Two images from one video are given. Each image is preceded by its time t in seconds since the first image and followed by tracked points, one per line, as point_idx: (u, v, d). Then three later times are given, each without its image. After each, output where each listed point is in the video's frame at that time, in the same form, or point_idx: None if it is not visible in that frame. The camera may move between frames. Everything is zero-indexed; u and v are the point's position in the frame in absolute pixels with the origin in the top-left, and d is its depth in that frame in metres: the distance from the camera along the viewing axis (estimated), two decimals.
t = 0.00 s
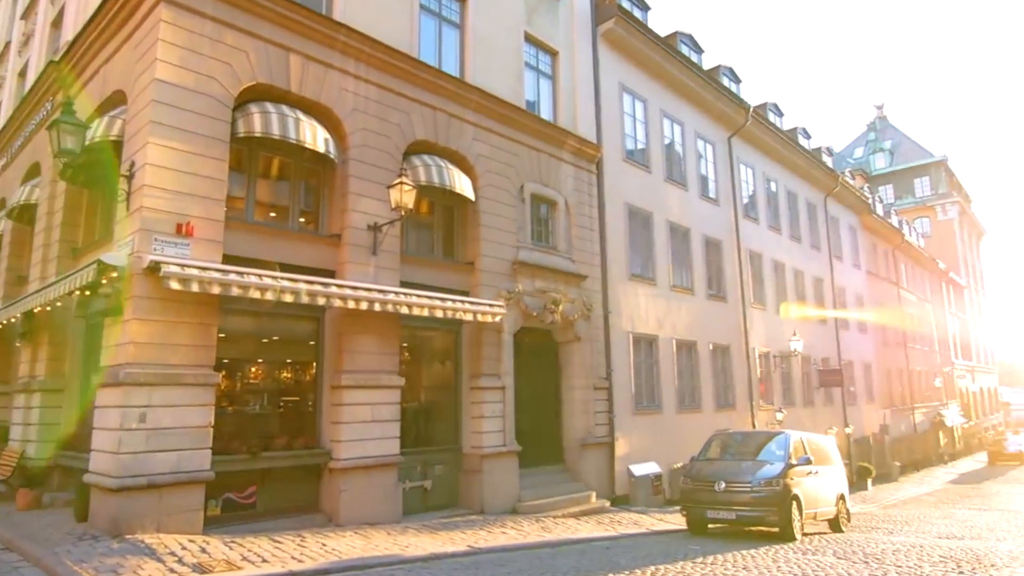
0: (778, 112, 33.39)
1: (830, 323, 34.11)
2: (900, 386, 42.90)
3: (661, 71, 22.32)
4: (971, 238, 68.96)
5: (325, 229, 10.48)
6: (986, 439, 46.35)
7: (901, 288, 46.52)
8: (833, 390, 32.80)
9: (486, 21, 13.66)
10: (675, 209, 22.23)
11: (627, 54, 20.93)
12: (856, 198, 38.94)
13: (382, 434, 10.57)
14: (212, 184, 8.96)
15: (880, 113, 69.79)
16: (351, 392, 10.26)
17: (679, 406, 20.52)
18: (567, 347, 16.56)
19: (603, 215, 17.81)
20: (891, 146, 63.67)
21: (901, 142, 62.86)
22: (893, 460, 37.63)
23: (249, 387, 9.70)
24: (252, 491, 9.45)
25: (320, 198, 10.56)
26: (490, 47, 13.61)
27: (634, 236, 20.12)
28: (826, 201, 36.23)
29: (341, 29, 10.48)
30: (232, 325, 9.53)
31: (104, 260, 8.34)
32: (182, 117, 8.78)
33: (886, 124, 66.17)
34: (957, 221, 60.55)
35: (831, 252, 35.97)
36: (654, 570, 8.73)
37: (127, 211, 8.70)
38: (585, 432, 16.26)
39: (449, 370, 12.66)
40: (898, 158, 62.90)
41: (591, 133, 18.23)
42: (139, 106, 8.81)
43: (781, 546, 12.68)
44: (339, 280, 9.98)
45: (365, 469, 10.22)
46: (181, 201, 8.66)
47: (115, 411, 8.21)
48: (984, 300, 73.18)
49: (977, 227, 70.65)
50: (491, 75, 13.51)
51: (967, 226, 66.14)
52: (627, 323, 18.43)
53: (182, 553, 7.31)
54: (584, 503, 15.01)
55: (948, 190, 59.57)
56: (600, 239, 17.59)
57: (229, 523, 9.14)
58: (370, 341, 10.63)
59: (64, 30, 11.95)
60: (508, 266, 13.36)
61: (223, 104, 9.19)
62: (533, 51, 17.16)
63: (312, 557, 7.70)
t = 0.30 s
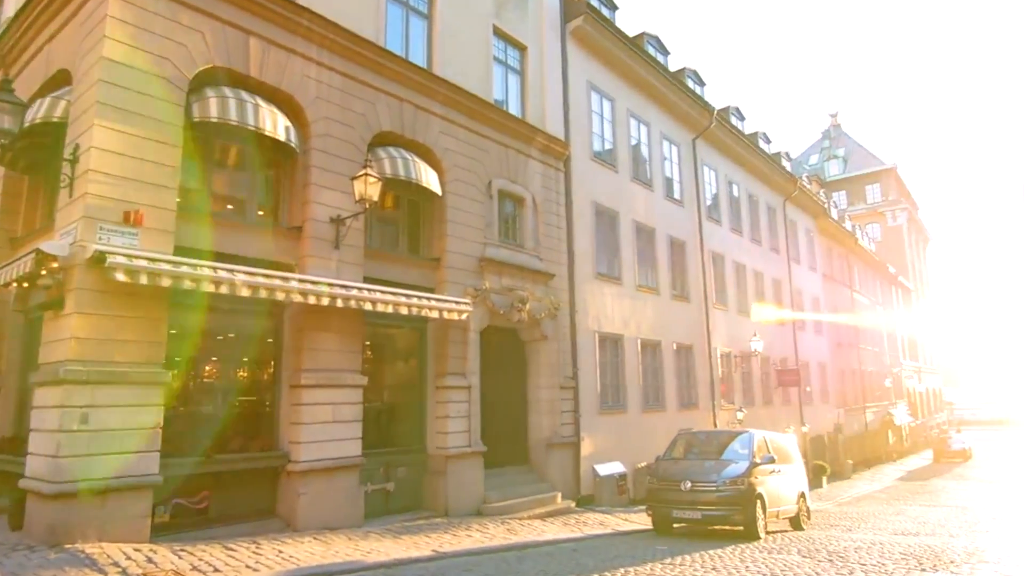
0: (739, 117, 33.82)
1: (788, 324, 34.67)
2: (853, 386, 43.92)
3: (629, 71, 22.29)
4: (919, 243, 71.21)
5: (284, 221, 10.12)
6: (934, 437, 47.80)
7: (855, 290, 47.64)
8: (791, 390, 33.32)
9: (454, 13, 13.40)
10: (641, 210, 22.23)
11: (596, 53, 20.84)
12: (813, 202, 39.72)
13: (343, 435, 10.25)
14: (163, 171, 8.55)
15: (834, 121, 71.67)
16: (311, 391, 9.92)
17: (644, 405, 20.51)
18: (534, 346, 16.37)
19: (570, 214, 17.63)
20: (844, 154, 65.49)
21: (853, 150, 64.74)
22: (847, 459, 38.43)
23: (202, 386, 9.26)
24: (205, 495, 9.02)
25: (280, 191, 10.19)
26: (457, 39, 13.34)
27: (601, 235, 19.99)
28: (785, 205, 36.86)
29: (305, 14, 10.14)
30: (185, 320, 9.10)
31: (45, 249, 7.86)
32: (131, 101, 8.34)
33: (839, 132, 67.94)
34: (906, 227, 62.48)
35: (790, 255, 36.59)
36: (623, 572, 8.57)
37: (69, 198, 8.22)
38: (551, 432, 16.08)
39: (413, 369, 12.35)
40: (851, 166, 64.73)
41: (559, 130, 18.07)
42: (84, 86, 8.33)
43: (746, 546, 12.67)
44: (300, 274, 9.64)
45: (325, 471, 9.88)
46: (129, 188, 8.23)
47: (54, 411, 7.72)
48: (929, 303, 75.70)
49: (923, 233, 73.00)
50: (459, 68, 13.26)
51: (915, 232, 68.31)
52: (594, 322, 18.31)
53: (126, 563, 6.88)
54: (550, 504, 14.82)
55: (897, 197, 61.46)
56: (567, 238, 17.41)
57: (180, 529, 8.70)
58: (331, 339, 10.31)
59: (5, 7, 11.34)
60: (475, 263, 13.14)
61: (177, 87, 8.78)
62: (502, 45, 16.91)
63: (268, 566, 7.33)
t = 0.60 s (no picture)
0: (702, 119, 34.07)
1: (746, 325, 35.06)
2: (808, 386, 44.76)
3: (596, 69, 22.17)
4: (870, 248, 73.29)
5: (240, 210, 9.70)
6: (883, 436, 48.99)
7: (809, 293, 48.55)
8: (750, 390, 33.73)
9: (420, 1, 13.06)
10: (607, 208, 22.11)
11: (564, 49, 20.65)
12: (771, 205, 40.31)
13: (301, 435, 9.86)
14: (107, 152, 8.06)
15: (789, 128, 73.24)
16: (267, 389, 9.54)
17: (607, 404, 20.38)
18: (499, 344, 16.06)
19: (537, 210, 17.36)
20: (798, 161, 67.21)
21: (807, 156, 66.53)
22: (801, 457, 39.11)
23: (150, 384, 8.75)
24: (148, 502, 8.51)
25: (235, 181, 9.73)
26: (423, 28, 13.02)
27: (567, 232, 19.71)
28: (744, 208, 37.33)
29: None
30: (130, 315, 8.57)
31: None
32: (72, 77, 7.82)
33: (794, 139, 69.47)
34: (857, 232, 64.16)
35: (749, 257, 37.04)
36: None
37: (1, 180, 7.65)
38: (516, 431, 15.81)
39: (375, 367, 11.95)
40: (805, 172, 66.50)
41: (526, 125, 17.82)
42: (20, 59, 7.78)
43: (712, 545, 12.59)
44: (257, 266, 9.27)
45: (281, 474, 9.49)
46: (69, 170, 7.71)
47: None
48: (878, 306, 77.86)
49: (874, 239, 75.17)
50: (425, 58, 12.95)
51: (865, 237, 70.28)
52: (560, 320, 18.08)
53: None
54: (514, 504, 14.54)
55: (849, 203, 63.40)
56: (534, 235, 17.13)
57: (120, 538, 8.18)
58: (289, 335, 9.94)
59: None
60: (440, 257, 12.85)
61: (123, 63, 8.30)
62: (469, 36, 16.56)
63: None
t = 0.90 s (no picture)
0: (674, 120, 34.17)
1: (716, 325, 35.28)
2: (775, 386, 45.29)
3: (572, 66, 22.00)
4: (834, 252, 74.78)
5: (204, 200, 9.32)
6: (845, 434, 49.77)
7: (776, 294, 49.15)
8: (719, 390, 33.92)
9: None
10: (582, 206, 21.94)
11: (540, 45, 20.42)
12: (741, 207, 40.63)
13: (266, 436, 9.51)
14: (61, 135, 7.62)
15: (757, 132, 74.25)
16: (232, 387, 9.17)
17: (580, 404, 20.23)
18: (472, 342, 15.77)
19: (512, 207, 17.10)
20: (765, 165, 68.57)
21: (774, 161, 67.86)
22: (768, 456, 39.51)
23: (106, 382, 8.32)
24: (103, 507, 8.08)
25: (198, 171, 9.32)
26: (397, 18, 12.77)
27: (542, 229, 19.41)
28: (715, 210, 37.60)
29: None
30: (85, 310, 8.14)
31: None
32: (22, 55, 7.37)
33: (761, 144, 70.73)
34: (821, 236, 65.38)
35: (719, 258, 37.26)
36: None
37: None
38: (490, 431, 15.54)
39: (345, 365, 11.59)
40: (771, 176, 67.92)
41: (501, 120, 17.57)
42: None
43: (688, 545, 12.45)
44: (221, 258, 8.90)
45: (245, 476, 9.13)
46: (18, 152, 7.27)
47: None
48: (841, 308, 79.22)
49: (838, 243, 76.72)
50: (399, 48, 12.69)
51: (829, 241, 71.70)
52: (534, 318, 17.84)
53: None
54: (488, 506, 14.26)
55: (813, 207, 64.79)
56: (508, 232, 16.87)
57: (71, 545, 7.74)
58: (255, 331, 9.58)
59: None
60: (414, 253, 12.56)
61: (79, 42, 7.87)
62: (444, 28, 16.25)
63: None
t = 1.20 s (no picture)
0: (646, 119, 34.19)
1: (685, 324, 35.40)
2: (741, 386, 45.72)
3: (546, 61, 21.72)
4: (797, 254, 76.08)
5: (161, 186, 8.84)
6: (807, 433, 50.44)
7: (742, 295, 49.65)
8: (687, 389, 34.01)
9: None
10: (555, 203, 21.67)
11: (514, 38, 20.10)
12: (709, 207, 40.85)
13: (226, 436, 9.03)
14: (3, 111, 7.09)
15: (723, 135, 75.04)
16: (190, 384, 8.66)
17: (552, 402, 19.97)
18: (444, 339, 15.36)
19: (485, 202, 16.74)
20: (730, 168, 69.62)
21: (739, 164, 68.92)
22: (733, 454, 39.81)
23: (52, 377, 7.80)
24: (48, 512, 7.60)
25: (155, 155, 8.83)
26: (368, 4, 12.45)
27: (514, 225, 19.06)
28: (684, 210, 37.76)
29: None
30: (31, 303, 7.62)
31: None
32: None
33: (727, 147, 71.72)
34: (784, 238, 66.44)
35: (687, 258, 37.38)
36: None
37: None
38: (461, 431, 15.17)
39: (311, 362, 11.15)
40: (736, 180, 69.03)
41: (475, 112, 17.22)
42: None
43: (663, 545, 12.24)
44: (179, 247, 8.43)
45: (203, 478, 8.66)
46: None
47: None
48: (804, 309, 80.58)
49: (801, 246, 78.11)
50: (369, 34, 12.39)
51: (793, 243, 72.93)
52: (506, 315, 17.50)
53: None
54: (459, 507, 13.90)
55: (777, 210, 65.94)
56: (481, 227, 16.51)
57: (12, 553, 7.25)
58: (215, 325, 9.12)
59: None
60: (384, 246, 12.18)
61: (24, 12, 7.34)
62: (417, 16, 15.85)
63: None
